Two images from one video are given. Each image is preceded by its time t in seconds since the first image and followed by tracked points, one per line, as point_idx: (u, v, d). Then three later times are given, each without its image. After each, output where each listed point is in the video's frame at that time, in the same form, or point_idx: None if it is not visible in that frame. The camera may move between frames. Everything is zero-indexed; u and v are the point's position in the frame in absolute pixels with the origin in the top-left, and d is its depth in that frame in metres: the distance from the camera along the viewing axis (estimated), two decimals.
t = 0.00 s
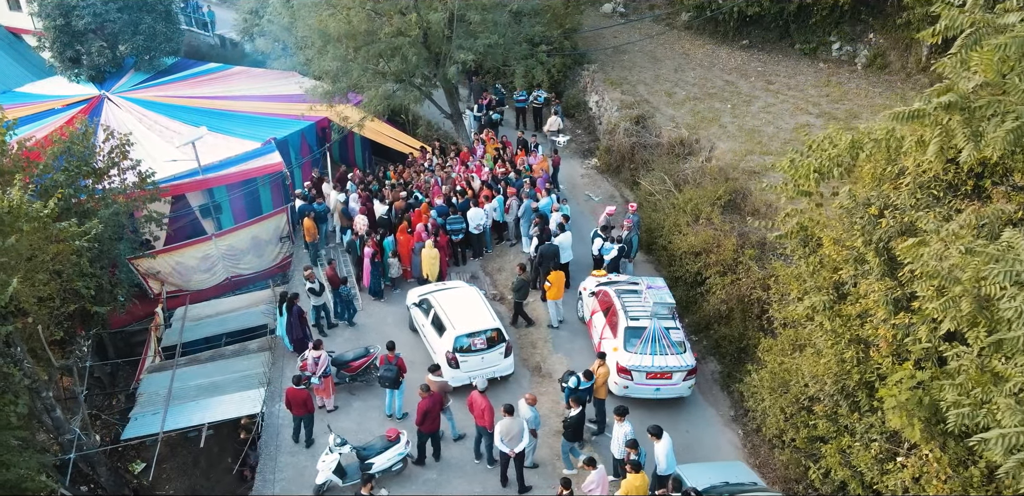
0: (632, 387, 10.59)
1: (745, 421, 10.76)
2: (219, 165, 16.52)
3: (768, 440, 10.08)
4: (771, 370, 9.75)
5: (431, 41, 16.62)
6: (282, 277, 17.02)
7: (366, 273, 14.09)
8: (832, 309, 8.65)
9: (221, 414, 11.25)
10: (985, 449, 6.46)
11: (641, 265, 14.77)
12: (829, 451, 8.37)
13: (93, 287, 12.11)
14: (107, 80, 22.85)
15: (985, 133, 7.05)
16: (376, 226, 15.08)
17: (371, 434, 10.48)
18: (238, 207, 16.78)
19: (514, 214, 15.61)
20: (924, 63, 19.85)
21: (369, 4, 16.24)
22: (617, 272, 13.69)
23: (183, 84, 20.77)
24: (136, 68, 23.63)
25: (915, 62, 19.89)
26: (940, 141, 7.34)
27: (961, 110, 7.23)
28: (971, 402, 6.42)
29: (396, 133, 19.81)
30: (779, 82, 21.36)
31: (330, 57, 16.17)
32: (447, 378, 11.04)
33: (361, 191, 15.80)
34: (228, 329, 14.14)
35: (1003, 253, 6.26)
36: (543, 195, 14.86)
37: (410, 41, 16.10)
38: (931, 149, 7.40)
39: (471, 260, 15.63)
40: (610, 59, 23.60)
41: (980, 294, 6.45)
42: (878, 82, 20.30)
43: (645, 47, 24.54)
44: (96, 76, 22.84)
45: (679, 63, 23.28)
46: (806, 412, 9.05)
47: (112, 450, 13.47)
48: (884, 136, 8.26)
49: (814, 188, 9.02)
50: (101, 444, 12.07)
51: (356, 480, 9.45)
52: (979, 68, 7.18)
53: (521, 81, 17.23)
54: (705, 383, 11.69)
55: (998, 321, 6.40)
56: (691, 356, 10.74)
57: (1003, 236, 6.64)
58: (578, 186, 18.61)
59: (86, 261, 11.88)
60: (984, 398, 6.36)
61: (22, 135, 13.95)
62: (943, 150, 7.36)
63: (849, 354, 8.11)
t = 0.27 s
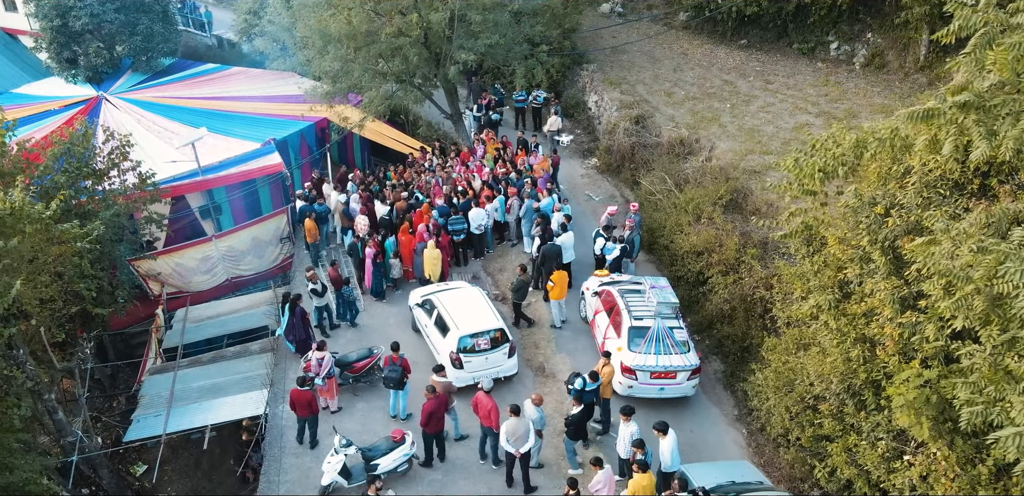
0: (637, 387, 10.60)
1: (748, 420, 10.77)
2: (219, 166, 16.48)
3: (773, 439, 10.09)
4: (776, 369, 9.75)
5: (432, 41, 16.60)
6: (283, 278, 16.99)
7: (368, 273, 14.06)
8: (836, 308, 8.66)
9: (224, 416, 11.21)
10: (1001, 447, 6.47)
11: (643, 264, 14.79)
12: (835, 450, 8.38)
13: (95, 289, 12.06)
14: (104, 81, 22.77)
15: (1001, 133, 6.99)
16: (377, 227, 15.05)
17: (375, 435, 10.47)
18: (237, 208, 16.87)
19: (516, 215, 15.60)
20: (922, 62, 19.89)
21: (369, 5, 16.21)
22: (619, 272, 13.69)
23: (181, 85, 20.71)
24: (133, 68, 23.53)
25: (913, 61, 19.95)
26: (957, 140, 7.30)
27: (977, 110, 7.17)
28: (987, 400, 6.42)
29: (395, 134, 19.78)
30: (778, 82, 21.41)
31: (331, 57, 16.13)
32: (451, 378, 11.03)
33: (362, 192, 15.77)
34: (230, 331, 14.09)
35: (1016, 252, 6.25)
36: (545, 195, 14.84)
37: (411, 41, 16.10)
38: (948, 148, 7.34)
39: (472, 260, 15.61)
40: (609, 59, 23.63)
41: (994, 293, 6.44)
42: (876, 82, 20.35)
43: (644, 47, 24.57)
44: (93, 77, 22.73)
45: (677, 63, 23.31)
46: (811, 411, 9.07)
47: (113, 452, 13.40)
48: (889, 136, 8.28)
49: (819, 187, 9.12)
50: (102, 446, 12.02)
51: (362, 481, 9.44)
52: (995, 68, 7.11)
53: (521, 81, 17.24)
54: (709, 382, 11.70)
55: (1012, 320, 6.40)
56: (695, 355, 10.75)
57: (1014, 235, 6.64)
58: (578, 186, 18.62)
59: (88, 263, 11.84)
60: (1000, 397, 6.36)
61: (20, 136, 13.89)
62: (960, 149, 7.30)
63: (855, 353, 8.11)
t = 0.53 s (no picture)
0: (642, 386, 10.61)
1: (753, 419, 10.80)
2: (219, 167, 16.44)
3: (779, 438, 10.11)
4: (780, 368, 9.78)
5: (433, 41, 16.58)
6: (283, 279, 16.93)
7: (370, 274, 14.03)
8: (843, 307, 8.67)
9: (228, 418, 11.15)
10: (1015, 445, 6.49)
11: (644, 264, 14.80)
12: (842, 449, 8.40)
13: (96, 290, 12.01)
14: (101, 82, 22.66)
15: (1019, 133, 6.97)
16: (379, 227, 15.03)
17: (380, 436, 10.45)
18: (237, 209, 16.86)
19: (517, 215, 15.61)
20: (920, 62, 19.97)
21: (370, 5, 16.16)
22: (621, 271, 13.71)
23: (179, 86, 20.65)
24: (130, 69, 23.41)
25: (911, 61, 20.02)
26: (973, 137, 7.21)
27: (994, 108, 7.12)
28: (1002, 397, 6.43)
29: (394, 134, 19.74)
30: (776, 81, 21.46)
31: (332, 58, 16.08)
32: (456, 379, 11.02)
33: (363, 192, 15.74)
34: (231, 332, 14.05)
35: None
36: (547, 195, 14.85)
37: (412, 42, 16.08)
38: (965, 145, 7.24)
39: (474, 260, 15.60)
40: (608, 59, 23.66)
41: (1007, 291, 6.47)
42: (874, 81, 20.40)
43: (642, 47, 24.60)
44: (90, 77, 22.61)
45: (676, 62, 23.34)
46: (817, 410, 9.10)
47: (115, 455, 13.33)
48: (895, 135, 8.29)
49: (824, 186, 9.18)
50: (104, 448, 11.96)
51: (368, 483, 9.42)
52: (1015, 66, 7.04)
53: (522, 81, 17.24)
54: (712, 382, 11.71)
55: None
56: (699, 354, 10.77)
57: None
58: (578, 186, 18.62)
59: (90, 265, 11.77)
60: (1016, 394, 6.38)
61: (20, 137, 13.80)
62: (976, 147, 7.22)
63: (862, 351, 8.13)
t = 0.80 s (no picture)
0: (648, 386, 10.62)
1: (759, 418, 10.82)
2: (219, 168, 16.37)
3: (785, 437, 10.13)
4: (786, 367, 9.82)
5: (434, 41, 16.56)
6: (284, 279, 16.84)
7: (372, 274, 13.95)
8: (850, 305, 8.69)
9: (233, 420, 11.11)
10: None
11: (646, 264, 14.81)
12: (851, 447, 8.43)
13: (99, 293, 11.94)
14: (97, 83, 22.50)
15: None
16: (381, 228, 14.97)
17: (386, 438, 10.43)
18: (236, 211, 16.88)
19: (519, 215, 15.61)
20: (917, 61, 20.06)
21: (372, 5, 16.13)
22: (624, 271, 13.72)
23: (176, 86, 20.58)
24: (127, 70, 23.23)
25: (909, 60, 20.10)
26: (992, 134, 7.28)
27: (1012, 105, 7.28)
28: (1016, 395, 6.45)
29: (394, 134, 19.70)
30: (775, 80, 21.52)
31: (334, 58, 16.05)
32: (461, 379, 11.00)
33: (364, 193, 15.71)
34: (233, 334, 14.01)
35: None
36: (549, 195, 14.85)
37: (414, 42, 16.06)
38: (984, 142, 7.29)
39: (476, 260, 15.58)
40: (606, 59, 23.68)
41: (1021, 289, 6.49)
42: (873, 80, 20.46)
43: (640, 47, 24.63)
44: (87, 78, 22.46)
45: (674, 62, 23.38)
46: (824, 408, 9.12)
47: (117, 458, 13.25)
48: (901, 135, 8.33)
49: (830, 185, 9.26)
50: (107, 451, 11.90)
51: (376, 484, 9.40)
52: None
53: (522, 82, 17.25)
54: (717, 380, 11.74)
55: None
56: (705, 353, 10.78)
57: None
58: (579, 185, 18.63)
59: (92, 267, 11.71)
60: None
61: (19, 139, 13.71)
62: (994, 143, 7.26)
63: (870, 349, 8.15)
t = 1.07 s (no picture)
0: (652, 385, 10.63)
1: (763, 417, 10.84)
2: (218, 169, 16.33)
3: (790, 436, 10.14)
4: (791, 365, 9.85)
5: (435, 40, 16.54)
6: (285, 280, 16.78)
7: (374, 275, 13.94)
8: (855, 304, 8.70)
9: (236, 421, 11.07)
10: None
11: (648, 263, 14.83)
12: (857, 445, 8.46)
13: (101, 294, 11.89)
14: (95, 84, 22.43)
15: None
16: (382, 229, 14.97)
17: (391, 439, 10.42)
18: (236, 212, 16.85)
19: (520, 215, 15.61)
20: (915, 60, 20.11)
21: (373, 5, 16.11)
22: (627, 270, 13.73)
23: (174, 87, 20.52)
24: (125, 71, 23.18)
25: (907, 59, 20.15)
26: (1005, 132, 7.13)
27: None
28: None
29: (394, 134, 19.67)
30: (774, 80, 21.57)
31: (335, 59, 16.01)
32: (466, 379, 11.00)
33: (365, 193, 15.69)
34: (235, 336, 13.97)
35: None
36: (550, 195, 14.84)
37: (416, 42, 16.05)
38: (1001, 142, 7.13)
39: (478, 261, 15.57)
40: (605, 59, 23.70)
41: None
42: (871, 79, 20.51)
43: (639, 47, 24.65)
44: (84, 80, 22.39)
45: (673, 62, 23.41)
46: (830, 407, 9.14)
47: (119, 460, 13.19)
48: (906, 134, 8.35)
49: (836, 185, 9.30)
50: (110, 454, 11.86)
51: (382, 484, 9.39)
52: None
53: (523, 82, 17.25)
54: (721, 379, 11.75)
55: None
56: (708, 353, 10.80)
57: None
58: (579, 185, 18.63)
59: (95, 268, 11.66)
60: None
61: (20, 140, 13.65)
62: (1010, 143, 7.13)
63: (877, 347, 8.17)
